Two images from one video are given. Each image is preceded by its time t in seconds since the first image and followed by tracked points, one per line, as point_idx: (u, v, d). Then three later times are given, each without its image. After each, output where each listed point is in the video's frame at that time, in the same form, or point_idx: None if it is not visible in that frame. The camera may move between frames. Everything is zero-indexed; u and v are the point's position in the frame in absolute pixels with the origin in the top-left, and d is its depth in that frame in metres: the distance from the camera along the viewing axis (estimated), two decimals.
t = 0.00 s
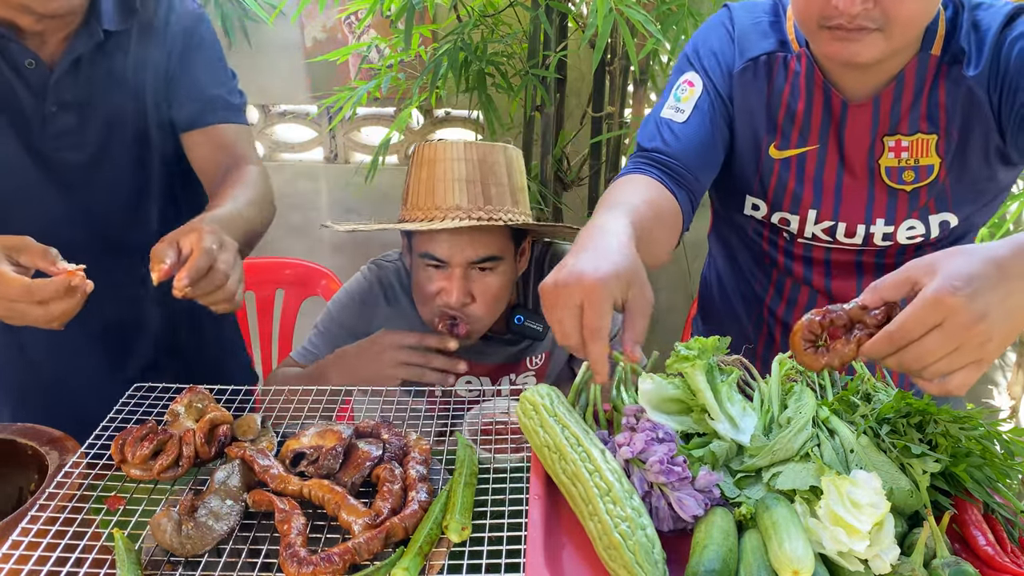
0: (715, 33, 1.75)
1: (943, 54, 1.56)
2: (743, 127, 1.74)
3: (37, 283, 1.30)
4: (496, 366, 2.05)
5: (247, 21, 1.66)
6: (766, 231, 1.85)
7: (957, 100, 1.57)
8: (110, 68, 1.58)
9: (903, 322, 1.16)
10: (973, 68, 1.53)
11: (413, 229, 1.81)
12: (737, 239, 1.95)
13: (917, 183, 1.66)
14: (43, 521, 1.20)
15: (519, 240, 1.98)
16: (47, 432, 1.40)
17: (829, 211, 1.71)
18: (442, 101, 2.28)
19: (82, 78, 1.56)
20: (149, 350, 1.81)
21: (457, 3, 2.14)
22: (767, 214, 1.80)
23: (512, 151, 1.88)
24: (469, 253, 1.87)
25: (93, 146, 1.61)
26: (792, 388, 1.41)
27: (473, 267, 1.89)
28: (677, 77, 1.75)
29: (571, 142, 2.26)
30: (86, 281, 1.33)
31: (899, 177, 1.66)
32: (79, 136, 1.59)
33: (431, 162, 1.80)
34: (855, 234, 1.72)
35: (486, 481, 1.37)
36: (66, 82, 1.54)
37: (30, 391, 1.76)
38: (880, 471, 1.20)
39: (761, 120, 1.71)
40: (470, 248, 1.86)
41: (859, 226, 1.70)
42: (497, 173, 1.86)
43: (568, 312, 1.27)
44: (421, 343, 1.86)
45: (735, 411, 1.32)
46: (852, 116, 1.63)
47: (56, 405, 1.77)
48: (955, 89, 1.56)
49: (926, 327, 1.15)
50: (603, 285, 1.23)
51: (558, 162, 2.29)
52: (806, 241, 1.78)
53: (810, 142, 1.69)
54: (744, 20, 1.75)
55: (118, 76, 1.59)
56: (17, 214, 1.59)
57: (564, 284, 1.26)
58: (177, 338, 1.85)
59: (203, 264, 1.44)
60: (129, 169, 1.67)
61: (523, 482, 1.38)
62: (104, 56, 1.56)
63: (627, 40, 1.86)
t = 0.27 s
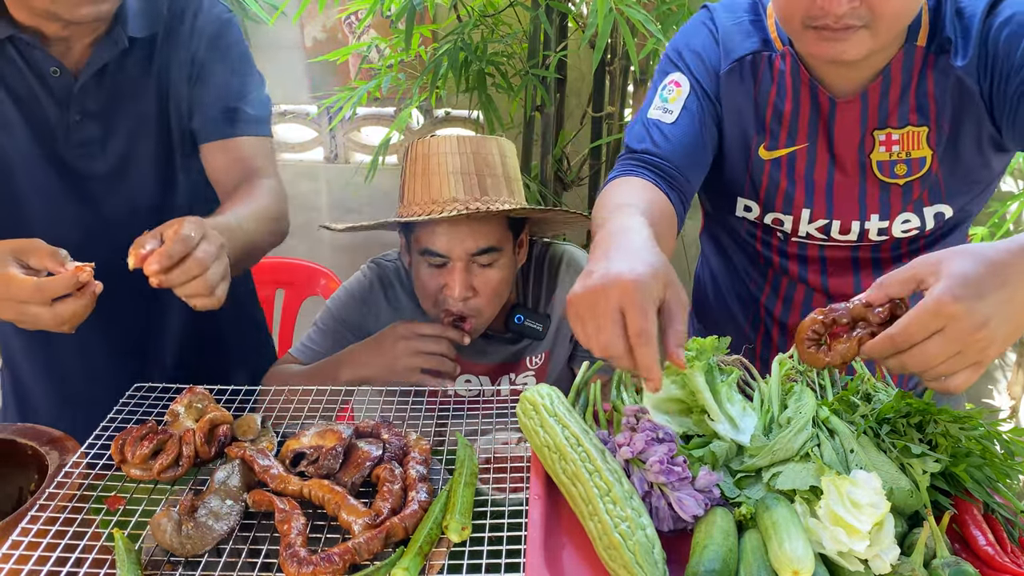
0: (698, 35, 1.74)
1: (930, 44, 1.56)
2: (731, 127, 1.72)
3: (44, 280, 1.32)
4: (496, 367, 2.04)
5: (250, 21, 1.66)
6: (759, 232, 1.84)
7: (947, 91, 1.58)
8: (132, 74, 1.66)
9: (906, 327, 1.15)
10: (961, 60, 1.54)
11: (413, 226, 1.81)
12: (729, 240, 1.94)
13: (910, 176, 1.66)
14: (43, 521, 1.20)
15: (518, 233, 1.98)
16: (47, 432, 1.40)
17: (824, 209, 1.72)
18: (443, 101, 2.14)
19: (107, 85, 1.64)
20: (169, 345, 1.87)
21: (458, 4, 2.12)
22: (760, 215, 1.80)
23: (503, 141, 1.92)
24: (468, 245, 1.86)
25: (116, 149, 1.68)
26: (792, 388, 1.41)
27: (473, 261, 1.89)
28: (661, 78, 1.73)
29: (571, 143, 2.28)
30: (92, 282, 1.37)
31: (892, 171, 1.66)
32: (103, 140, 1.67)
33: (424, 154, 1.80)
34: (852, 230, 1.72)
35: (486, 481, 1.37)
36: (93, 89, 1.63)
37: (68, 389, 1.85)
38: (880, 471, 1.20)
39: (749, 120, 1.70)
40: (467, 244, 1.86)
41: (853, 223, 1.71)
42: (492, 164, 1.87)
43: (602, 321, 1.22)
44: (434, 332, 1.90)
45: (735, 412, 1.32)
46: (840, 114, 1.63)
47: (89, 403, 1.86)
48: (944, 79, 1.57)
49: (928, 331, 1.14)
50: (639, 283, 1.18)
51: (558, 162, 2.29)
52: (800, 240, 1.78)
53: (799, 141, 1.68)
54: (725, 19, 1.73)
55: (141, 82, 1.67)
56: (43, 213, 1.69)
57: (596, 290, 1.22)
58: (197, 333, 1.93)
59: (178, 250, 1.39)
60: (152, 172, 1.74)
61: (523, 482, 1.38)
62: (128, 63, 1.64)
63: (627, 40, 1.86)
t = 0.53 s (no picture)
0: (690, 31, 1.69)
1: (917, 40, 1.57)
2: (729, 131, 1.70)
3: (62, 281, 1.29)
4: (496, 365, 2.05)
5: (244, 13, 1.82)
6: (754, 236, 1.82)
7: (940, 87, 1.59)
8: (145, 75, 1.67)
9: (933, 339, 1.10)
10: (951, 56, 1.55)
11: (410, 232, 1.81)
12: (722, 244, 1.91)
13: (906, 174, 1.67)
14: (43, 521, 1.19)
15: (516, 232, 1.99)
16: (47, 432, 1.40)
17: (823, 210, 1.71)
18: (442, 99, 2.27)
19: (119, 86, 1.65)
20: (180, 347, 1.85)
21: (457, 4, 2.12)
22: (759, 218, 1.78)
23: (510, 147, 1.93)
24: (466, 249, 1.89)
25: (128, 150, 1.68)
26: (791, 388, 1.41)
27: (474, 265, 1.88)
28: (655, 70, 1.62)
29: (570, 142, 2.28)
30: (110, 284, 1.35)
31: (888, 169, 1.66)
32: (116, 142, 1.67)
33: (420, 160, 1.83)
34: (851, 230, 1.72)
35: (486, 481, 1.37)
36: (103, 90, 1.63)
37: (90, 392, 1.85)
38: (880, 471, 1.20)
39: (746, 123, 1.69)
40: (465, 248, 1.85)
41: (853, 223, 1.72)
42: (487, 167, 1.88)
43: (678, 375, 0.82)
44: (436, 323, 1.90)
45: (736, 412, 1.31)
46: (835, 115, 1.63)
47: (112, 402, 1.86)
48: (936, 75, 1.58)
49: (959, 344, 1.08)
50: (749, 344, 0.80)
51: (558, 161, 2.28)
52: (799, 242, 1.78)
53: (795, 144, 1.68)
54: (715, 20, 1.70)
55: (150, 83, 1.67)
56: (57, 214, 1.69)
57: (687, 346, 0.80)
58: (209, 337, 1.88)
59: (204, 197, 1.12)
60: (164, 173, 1.74)
61: (523, 482, 1.38)
62: (139, 64, 1.66)
63: (627, 39, 1.86)
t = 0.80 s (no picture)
0: (691, 38, 1.67)
1: (916, 43, 1.58)
2: (738, 142, 1.68)
3: (54, 272, 1.31)
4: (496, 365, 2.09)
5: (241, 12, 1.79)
6: (756, 245, 1.81)
7: (940, 88, 1.59)
8: (145, 74, 1.67)
9: (963, 351, 1.19)
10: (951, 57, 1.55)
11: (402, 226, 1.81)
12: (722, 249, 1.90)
13: (909, 177, 1.67)
14: (43, 521, 1.19)
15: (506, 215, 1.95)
16: (47, 432, 1.40)
17: (828, 218, 1.71)
18: (442, 100, 2.24)
19: (124, 87, 1.65)
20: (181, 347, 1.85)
21: (458, 4, 2.12)
22: (764, 227, 1.76)
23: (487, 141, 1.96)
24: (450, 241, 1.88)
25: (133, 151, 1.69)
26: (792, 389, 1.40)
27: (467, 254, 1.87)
28: (659, 77, 1.60)
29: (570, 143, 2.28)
30: (103, 277, 1.37)
31: (891, 173, 1.66)
32: (121, 144, 1.68)
33: (400, 160, 1.86)
34: (856, 235, 1.72)
35: (486, 481, 1.37)
36: (107, 91, 1.64)
37: (92, 389, 1.84)
38: (880, 471, 1.20)
39: (753, 132, 1.67)
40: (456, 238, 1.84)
41: (857, 229, 1.71)
42: (465, 155, 1.87)
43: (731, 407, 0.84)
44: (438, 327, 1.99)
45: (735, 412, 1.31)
46: (839, 123, 1.63)
47: (116, 400, 1.86)
48: (936, 78, 1.58)
49: (987, 356, 1.17)
50: (810, 379, 0.83)
51: (558, 161, 2.29)
52: (803, 250, 1.77)
53: (798, 151, 1.67)
54: (712, 27, 1.69)
55: (154, 83, 1.69)
56: (59, 213, 1.69)
57: (749, 383, 0.82)
58: (209, 337, 1.88)
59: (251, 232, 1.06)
60: (168, 174, 1.73)
61: (522, 481, 1.38)
62: (142, 65, 1.67)
63: (627, 39, 1.86)
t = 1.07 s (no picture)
0: (694, 43, 1.66)
1: (915, 44, 1.58)
2: (743, 149, 1.68)
3: (28, 257, 1.30)
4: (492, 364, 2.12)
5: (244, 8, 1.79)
6: (761, 252, 1.81)
7: (939, 89, 1.60)
8: (140, 73, 1.68)
9: (964, 347, 1.19)
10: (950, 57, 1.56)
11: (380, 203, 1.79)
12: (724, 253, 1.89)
13: (912, 178, 1.67)
14: (43, 521, 1.19)
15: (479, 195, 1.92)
16: (47, 432, 1.40)
17: (834, 224, 1.71)
18: (443, 100, 2.26)
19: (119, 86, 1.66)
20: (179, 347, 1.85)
21: (458, 4, 2.12)
22: (770, 236, 1.76)
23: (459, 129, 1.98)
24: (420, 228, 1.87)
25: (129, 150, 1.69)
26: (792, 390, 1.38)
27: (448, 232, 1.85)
28: (665, 80, 1.58)
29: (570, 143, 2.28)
30: (80, 265, 1.38)
31: (893, 175, 1.66)
32: (117, 144, 1.68)
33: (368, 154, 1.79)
34: (861, 238, 1.72)
35: (486, 481, 1.37)
36: (102, 91, 1.64)
37: (89, 389, 1.83)
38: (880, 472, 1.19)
39: (759, 139, 1.66)
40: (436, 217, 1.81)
41: (862, 233, 1.71)
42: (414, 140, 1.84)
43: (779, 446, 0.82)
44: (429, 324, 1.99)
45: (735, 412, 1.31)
46: (844, 127, 1.62)
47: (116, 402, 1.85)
48: (936, 78, 1.58)
49: (987, 353, 1.17)
50: (872, 427, 0.81)
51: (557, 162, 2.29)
52: (807, 256, 1.77)
53: (801, 157, 1.67)
54: (715, 32, 1.68)
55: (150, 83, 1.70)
56: (54, 214, 1.69)
57: (816, 428, 0.80)
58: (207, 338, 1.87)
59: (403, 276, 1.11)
60: (165, 174, 1.74)
61: (522, 481, 1.38)
62: (137, 65, 1.67)
63: (627, 39, 1.86)
